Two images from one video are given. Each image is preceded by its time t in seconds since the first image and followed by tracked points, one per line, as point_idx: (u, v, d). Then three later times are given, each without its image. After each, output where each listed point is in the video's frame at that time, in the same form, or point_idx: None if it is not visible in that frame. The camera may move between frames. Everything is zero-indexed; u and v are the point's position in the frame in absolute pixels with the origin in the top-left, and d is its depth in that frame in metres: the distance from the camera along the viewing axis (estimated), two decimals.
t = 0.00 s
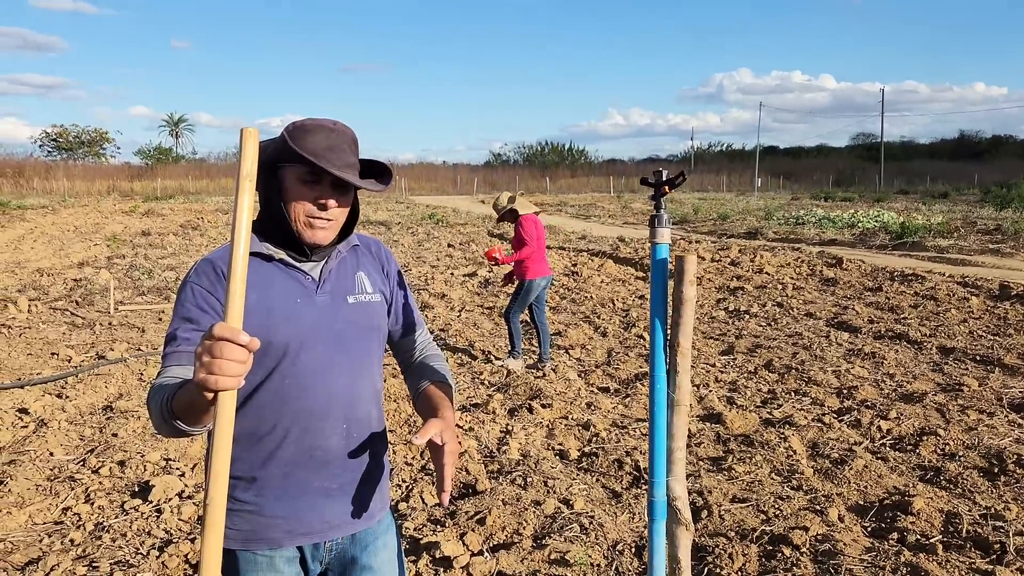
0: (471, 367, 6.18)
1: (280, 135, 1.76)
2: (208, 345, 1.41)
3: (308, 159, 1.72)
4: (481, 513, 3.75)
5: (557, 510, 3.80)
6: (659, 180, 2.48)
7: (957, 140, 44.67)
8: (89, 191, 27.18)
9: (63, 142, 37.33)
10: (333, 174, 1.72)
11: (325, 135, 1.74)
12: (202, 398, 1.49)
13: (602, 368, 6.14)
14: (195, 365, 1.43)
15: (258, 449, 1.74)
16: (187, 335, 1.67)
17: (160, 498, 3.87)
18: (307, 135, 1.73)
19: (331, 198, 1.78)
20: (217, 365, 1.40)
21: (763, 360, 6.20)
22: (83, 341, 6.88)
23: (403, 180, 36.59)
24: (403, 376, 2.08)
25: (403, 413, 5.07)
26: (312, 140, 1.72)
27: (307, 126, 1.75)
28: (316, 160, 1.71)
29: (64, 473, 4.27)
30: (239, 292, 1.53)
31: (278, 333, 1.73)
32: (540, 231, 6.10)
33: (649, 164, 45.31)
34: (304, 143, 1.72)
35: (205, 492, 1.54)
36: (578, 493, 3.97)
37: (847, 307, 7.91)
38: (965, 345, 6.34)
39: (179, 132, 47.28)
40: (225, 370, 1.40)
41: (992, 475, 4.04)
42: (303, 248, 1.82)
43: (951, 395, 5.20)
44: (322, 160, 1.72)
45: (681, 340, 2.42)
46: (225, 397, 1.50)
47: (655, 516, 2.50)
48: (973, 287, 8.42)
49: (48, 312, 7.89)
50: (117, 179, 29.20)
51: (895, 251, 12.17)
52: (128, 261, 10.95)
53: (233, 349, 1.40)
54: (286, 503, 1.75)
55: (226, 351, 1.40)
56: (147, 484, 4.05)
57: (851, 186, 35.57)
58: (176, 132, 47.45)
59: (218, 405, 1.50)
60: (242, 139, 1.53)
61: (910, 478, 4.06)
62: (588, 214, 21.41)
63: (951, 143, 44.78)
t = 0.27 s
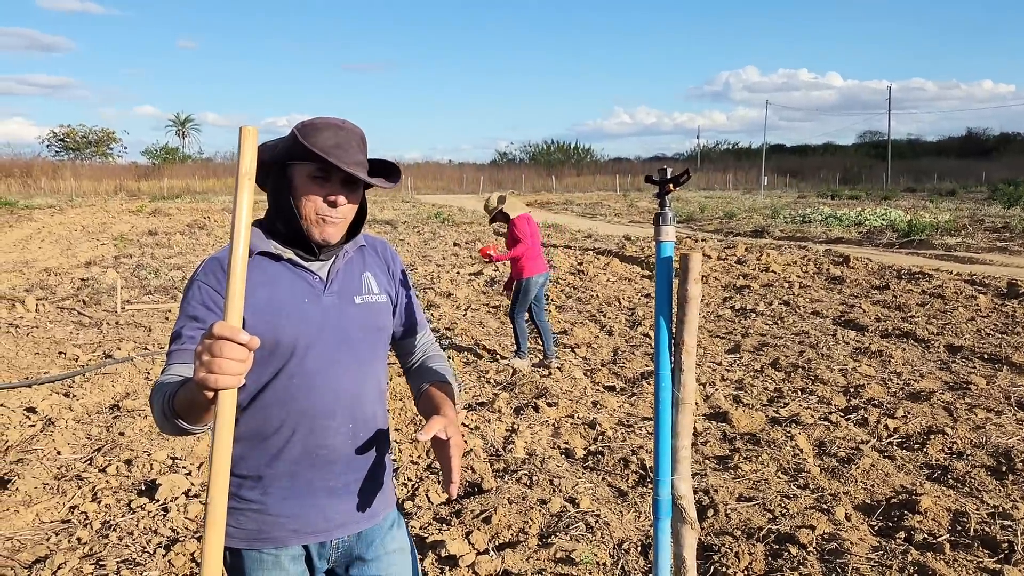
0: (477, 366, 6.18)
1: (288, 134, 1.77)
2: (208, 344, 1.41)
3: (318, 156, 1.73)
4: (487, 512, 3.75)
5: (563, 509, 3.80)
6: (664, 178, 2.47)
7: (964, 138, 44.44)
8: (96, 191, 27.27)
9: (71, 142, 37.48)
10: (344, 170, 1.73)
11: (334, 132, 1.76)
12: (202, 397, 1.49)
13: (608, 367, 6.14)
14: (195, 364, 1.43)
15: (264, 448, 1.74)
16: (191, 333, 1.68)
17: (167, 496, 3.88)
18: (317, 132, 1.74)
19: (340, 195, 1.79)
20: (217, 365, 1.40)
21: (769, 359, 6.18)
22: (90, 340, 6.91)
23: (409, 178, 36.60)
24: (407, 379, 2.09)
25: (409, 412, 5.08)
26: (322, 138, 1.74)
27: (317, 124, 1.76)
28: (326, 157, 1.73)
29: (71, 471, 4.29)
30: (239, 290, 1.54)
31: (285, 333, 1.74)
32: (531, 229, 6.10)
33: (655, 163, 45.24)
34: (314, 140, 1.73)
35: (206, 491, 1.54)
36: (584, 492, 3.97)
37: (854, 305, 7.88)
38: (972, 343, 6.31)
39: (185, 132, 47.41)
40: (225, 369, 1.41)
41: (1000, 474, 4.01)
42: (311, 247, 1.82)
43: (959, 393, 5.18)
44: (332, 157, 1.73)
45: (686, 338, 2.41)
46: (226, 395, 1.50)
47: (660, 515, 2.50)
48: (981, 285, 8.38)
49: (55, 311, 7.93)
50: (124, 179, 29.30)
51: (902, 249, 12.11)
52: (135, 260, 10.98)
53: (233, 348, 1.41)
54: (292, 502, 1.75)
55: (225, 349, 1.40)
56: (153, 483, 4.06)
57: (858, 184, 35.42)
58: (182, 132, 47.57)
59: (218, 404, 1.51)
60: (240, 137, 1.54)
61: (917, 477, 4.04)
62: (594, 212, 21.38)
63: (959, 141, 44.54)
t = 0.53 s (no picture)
0: (485, 363, 6.19)
1: (297, 131, 1.78)
2: (212, 342, 1.42)
3: (326, 153, 1.74)
4: (496, 509, 3.76)
5: (571, 505, 3.81)
6: (672, 173, 2.47)
7: (975, 133, 44.14)
8: (106, 189, 27.41)
9: (80, 140, 37.67)
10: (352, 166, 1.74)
11: (342, 129, 1.76)
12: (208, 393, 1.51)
13: (616, 364, 6.13)
14: (200, 361, 1.45)
15: (278, 444, 1.76)
16: (201, 328, 1.69)
17: (177, 493, 3.91)
18: (325, 128, 1.75)
19: (349, 191, 1.80)
20: (221, 363, 1.41)
21: (778, 355, 6.17)
22: (100, 337, 6.95)
23: (417, 175, 36.62)
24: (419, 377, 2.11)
25: (417, 408, 5.09)
26: (330, 134, 1.74)
27: (325, 120, 1.76)
28: (334, 153, 1.73)
29: (82, 468, 4.32)
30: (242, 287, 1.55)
31: (298, 329, 1.75)
32: (533, 225, 6.11)
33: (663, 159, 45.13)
34: (322, 137, 1.74)
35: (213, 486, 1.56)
36: (592, 489, 3.97)
37: (863, 301, 7.85)
38: (983, 339, 6.28)
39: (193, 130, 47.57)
40: (230, 368, 1.42)
41: (1010, 470, 4.00)
42: (322, 243, 1.83)
43: (969, 389, 5.16)
44: (340, 153, 1.74)
45: (694, 335, 2.41)
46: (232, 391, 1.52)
47: (669, 512, 2.50)
48: (992, 281, 8.33)
49: (66, 309, 7.98)
50: (133, 176, 29.43)
51: (912, 245, 12.05)
52: (144, 258, 11.04)
53: (238, 347, 1.42)
54: (306, 497, 1.76)
55: (230, 349, 1.41)
56: (164, 479, 4.09)
57: (867, 179, 35.22)
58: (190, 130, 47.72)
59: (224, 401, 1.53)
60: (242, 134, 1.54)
61: (927, 474, 4.03)
62: (602, 209, 21.35)
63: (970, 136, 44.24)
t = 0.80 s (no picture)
0: (495, 357, 6.21)
1: (312, 125, 1.81)
2: (208, 288, 1.45)
3: (342, 145, 1.77)
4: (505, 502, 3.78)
5: (580, 499, 3.82)
6: (677, 168, 2.46)
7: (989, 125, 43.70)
8: (118, 184, 27.58)
9: (93, 136, 37.92)
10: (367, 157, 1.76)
11: (357, 121, 1.80)
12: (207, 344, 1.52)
13: (626, 357, 6.14)
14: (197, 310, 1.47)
15: (294, 436, 1.77)
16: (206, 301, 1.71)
17: (189, 486, 3.95)
18: (340, 121, 1.78)
19: (365, 183, 1.82)
20: (216, 308, 1.43)
21: (788, 348, 6.15)
22: (113, 332, 7.01)
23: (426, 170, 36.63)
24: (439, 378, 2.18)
25: (427, 402, 5.12)
26: (346, 127, 1.78)
27: (340, 114, 1.80)
28: (350, 144, 1.76)
29: (95, 461, 4.37)
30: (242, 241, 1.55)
31: (314, 323, 1.76)
32: (540, 219, 6.13)
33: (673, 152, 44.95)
34: (338, 129, 1.77)
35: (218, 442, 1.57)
36: (601, 482, 3.98)
37: (874, 295, 7.81)
38: (995, 332, 6.24)
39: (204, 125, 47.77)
40: (224, 313, 1.43)
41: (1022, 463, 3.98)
42: (338, 237, 1.85)
43: (981, 383, 5.13)
44: (356, 145, 1.77)
45: (699, 329, 2.41)
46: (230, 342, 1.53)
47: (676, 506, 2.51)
48: (1005, 274, 8.27)
49: (79, 304, 8.05)
50: (145, 172, 29.60)
51: (924, 238, 11.96)
52: (156, 253, 11.11)
53: (231, 291, 1.43)
54: (321, 491, 1.78)
55: (225, 293, 1.43)
56: (175, 473, 4.13)
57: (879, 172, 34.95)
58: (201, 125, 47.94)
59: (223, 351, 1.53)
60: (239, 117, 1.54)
61: (938, 468, 4.02)
62: (612, 203, 21.31)
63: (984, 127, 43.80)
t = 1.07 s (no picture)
0: (503, 345, 6.21)
1: (323, 109, 1.81)
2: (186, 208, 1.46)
3: (353, 129, 1.77)
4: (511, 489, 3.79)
5: (586, 486, 3.82)
6: (674, 149, 2.43)
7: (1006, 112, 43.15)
8: (131, 174, 27.75)
9: (106, 128, 38.14)
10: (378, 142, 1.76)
11: (368, 106, 1.79)
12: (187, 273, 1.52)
13: (634, 346, 6.12)
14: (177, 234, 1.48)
15: (299, 421, 1.78)
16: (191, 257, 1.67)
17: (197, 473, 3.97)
18: (352, 106, 1.78)
19: (375, 168, 1.82)
20: (196, 226, 1.45)
21: (798, 337, 6.12)
22: (123, 321, 7.06)
23: (437, 160, 36.61)
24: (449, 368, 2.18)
25: (434, 390, 5.12)
26: (357, 112, 1.77)
27: (352, 99, 1.80)
28: (361, 130, 1.76)
29: (105, 448, 4.41)
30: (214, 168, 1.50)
31: (321, 308, 1.76)
32: (549, 210, 6.10)
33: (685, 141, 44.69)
34: (349, 114, 1.77)
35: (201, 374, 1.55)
36: (608, 470, 3.98)
37: (886, 283, 7.75)
38: (1008, 320, 6.17)
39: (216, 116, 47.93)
40: (203, 230, 1.45)
41: None
42: (346, 221, 1.84)
43: (992, 371, 5.08)
44: (367, 130, 1.77)
45: (696, 311, 2.39)
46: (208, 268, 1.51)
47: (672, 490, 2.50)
48: (1019, 262, 8.17)
49: (90, 293, 8.12)
50: (157, 163, 29.75)
51: (938, 226, 11.85)
52: (167, 243, 11.17)
53: (209, 208, 1.45)
54: (326, 476, 1.78)
55: (204, 210, 1.45)
56: (184, 460, 4.16)
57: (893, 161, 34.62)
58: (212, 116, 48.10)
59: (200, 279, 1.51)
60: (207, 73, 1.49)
61: (947, 456, 3.99)
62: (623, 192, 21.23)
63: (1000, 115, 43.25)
